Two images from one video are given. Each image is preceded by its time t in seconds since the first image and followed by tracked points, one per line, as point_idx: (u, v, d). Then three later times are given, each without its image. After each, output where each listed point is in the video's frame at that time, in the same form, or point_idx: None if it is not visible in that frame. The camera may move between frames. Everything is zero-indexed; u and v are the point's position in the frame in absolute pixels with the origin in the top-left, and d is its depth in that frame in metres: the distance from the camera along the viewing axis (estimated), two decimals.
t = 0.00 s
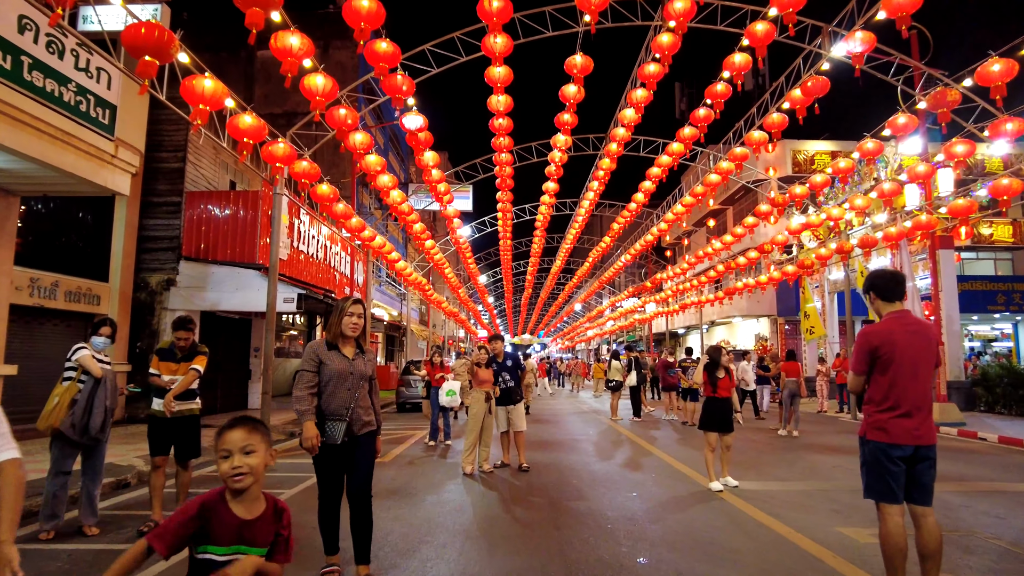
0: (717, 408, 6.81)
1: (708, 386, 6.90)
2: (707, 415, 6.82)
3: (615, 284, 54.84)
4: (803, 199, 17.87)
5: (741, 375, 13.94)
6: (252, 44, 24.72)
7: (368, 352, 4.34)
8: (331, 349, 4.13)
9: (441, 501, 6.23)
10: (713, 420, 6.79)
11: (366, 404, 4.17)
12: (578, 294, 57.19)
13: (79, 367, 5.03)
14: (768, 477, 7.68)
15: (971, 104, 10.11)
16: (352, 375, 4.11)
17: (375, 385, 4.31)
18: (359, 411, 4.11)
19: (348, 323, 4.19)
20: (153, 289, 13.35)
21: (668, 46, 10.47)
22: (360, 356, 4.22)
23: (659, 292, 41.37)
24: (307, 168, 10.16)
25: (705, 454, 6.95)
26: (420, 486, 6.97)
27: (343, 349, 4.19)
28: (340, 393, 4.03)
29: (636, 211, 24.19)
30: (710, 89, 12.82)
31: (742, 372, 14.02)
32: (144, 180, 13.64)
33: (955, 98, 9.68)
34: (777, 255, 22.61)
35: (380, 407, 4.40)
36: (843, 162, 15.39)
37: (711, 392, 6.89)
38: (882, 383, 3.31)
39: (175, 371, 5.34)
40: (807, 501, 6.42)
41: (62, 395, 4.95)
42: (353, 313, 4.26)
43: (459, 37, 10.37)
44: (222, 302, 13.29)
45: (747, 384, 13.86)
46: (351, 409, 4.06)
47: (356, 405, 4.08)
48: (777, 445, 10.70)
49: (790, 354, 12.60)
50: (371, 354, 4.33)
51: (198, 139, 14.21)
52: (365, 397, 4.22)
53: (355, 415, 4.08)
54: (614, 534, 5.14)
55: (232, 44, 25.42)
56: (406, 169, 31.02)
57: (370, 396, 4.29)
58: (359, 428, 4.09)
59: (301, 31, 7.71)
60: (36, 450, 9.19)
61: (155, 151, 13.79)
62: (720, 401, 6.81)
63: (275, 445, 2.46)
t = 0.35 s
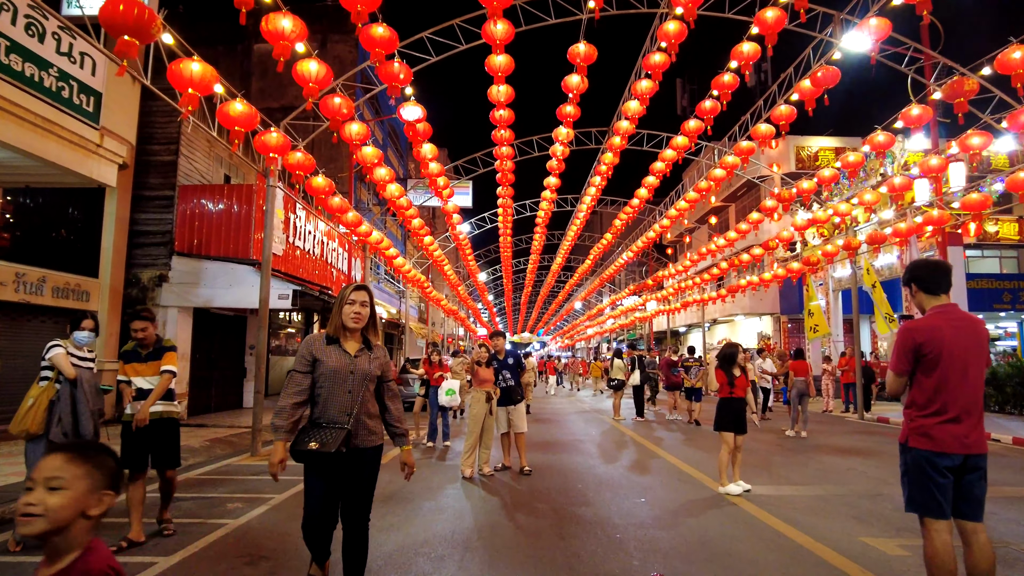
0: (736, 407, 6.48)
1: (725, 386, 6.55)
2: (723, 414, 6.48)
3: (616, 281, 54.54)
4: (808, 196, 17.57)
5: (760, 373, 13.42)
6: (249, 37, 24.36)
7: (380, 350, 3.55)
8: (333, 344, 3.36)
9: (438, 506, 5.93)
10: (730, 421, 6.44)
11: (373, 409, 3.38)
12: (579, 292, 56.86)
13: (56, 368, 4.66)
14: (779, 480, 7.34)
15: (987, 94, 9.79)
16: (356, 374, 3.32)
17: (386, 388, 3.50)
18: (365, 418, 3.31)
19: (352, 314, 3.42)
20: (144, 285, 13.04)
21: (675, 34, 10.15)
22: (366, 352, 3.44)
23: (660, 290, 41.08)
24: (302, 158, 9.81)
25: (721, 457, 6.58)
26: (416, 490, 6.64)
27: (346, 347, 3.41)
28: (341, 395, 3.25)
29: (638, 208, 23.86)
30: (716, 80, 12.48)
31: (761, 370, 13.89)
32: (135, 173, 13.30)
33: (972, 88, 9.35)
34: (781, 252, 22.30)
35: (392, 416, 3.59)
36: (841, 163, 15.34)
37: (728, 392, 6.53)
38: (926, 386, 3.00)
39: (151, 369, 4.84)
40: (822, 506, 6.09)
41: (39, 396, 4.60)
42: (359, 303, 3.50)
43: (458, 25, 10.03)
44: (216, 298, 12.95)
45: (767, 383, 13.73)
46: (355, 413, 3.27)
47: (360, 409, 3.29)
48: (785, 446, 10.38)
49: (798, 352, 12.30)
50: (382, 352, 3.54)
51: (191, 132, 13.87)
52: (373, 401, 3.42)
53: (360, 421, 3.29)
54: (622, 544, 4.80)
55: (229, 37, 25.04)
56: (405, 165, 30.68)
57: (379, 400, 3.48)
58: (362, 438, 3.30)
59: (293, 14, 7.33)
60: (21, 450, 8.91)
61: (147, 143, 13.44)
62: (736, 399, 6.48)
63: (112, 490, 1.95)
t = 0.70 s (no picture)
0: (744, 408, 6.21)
1: (732, 386, 6.25)
2: (731, 416, 6.19)
3: (612, 281, 54.27)
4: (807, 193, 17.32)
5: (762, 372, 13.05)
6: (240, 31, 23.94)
7: (361, 345, 2.98)
8: (297, 340, 2.86)
9: (429, 512, 5.62)
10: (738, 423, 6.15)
11: (346, 417, 2.81)
12: (574, 291, 56.58)
13: None
14: (784, 482, 7.05)
15: (996, 85, 9.51)
16: (320, 376, 2.77)
17: (368, 391, 2.89)
18: (331, 428, 2.73)
19: (317, 304, 2.90)
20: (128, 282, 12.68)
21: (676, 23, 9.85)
22: (339, 349, 2.89)
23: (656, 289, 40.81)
24: (289, 150, 9.43)
25: (725, 460, 6.28)
26: (405, 495, 6.31)
27: (315, 343, 2.90)
28: (302, 402, 2.73)
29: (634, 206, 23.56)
30: (716, 71, 12.18)
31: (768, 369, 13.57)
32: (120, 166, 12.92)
33: (982, 78, 9.07)
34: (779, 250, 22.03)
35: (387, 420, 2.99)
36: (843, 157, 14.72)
37: (736, 392, 6.23)
38: (966, 383, 2.70)
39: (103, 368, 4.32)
40: (833, 511, 5.79)
41: None
42: (334, 291, 2.97)
43: (451, 12, 9.71)
44: (202, 296, 12.76)
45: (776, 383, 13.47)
46: (320, 423, 2.72)
47: (329, 417, 2.73)
48: (788, 447, 10.08)
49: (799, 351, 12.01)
50: (360, 349, 2.96)
51: (177, 124, 13.49)
52: (348, 405, 2.83)
53: (329, 432, 2.73)
54: (624, 554, 4.49)
55: (220, 32, 24.59)
56: (399, 162, 30.30)
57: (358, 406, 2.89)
58: (333, 452, 2.74)
59: None
60: None
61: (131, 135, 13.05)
62: (743, 400, 6.20)
63: None
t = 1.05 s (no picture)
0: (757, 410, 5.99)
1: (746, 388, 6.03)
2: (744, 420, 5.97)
3: (608, 280, 54.00)
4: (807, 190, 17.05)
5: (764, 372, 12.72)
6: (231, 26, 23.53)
7: (303, 336, 2.30)
8: (215, 333, 2.24)
9: (421, 524, 5.28)
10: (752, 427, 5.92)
11: (273, 434, 2.15)
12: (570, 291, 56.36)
13: None
14: (794, 489, 6.68)
15: (1007, 75, 9.21)
16: (235, 379, 2.12)
17: (310, 399, 2.22)
18: (245, 448, 2.09)
19: (240, 284, 2.27)
20: (111, 280, 12.27)
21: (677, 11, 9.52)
22: (269, 343, 2.22)
23: (653, 287, 40.56)
24: (274, 142, 9.04)
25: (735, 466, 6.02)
26: (395, 506, 5.96)
27: (240, 336, 2.27)
28: (210, 414, 2.10)
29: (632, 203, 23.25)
30: (716, 62, 11.86)
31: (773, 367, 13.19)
32: (102, 161, 12.52)
33: (993, 67, 8.77)
34: (778, 248, 21.77)
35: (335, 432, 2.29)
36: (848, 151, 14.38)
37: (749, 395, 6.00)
38: None
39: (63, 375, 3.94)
40: (848, 521, 5.43)
41: None
42: (265, 265, 2.35)
43: None
44: (188, 294, 12.29)
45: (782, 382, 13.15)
46: (230, 443, 2.09)
47: (242, 434, 2.09)
48: (793, 450, 9.78)
49: (803, 350, 11.71)
50: (299, 341, 2.27)
51: (162, 118, 13.08)
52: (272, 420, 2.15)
53: (237, 454, 2.09)
54: (629, 573, 4.12)
55: (210, 27, 24.17)
56: (393, 160, 29.94)
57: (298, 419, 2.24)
58: (247, 482, 2.10)
59: None
60: None
61: (114, 130, 12.63)
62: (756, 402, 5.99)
63: None
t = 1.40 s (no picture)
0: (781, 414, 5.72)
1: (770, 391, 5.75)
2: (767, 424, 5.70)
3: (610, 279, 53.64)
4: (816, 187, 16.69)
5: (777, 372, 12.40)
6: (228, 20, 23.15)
7: (248, 334, 1.71)
8: (121, 325, 1.69)
9: (423, 536, 4.94)
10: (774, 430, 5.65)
11: (187, 476, 1.56)
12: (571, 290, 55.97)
13: None
14: (817, 495, 6.32)
15: None
16: (135, 398, 1.55)
17: (263, 424, 1.68)
18: (138, 500, 1.52)
19: (160, 252, 1.72)
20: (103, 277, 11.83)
21: None
22: (193, 343, 1.65)
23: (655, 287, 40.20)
24: (269, 131, 8.70)
25: (756, 473, 5.73)
26: (396, 515, 5.61)
27: (156, 328, 1.71)
28: (100, 452, 1.55)
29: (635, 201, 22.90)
30: (728, 53, 11.50)
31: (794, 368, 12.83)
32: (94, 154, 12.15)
33: (1018, 56, 8.42)
34: (783, 247, 21.42)
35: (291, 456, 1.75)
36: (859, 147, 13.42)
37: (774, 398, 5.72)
38: None
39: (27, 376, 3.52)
40: (881, 533, 5.07)
41: None
42: (201, 225, 1.80)
43: None
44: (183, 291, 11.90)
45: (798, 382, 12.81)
46: (120, 494, 1.52)
47: (140, 479, 1.52)
48: (807, 453, 9.44)
49: (815, 350, 11.36)
50: (237, 344, 1.67)
51: (156, 110, 12.71)
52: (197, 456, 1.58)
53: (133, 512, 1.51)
54: None
55: (208, 21, 23.81)
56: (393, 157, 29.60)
57: (246, 445, 1.71)
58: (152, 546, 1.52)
59: None
60: None
61: (106, 121, 12.26)
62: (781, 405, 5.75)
63: None
